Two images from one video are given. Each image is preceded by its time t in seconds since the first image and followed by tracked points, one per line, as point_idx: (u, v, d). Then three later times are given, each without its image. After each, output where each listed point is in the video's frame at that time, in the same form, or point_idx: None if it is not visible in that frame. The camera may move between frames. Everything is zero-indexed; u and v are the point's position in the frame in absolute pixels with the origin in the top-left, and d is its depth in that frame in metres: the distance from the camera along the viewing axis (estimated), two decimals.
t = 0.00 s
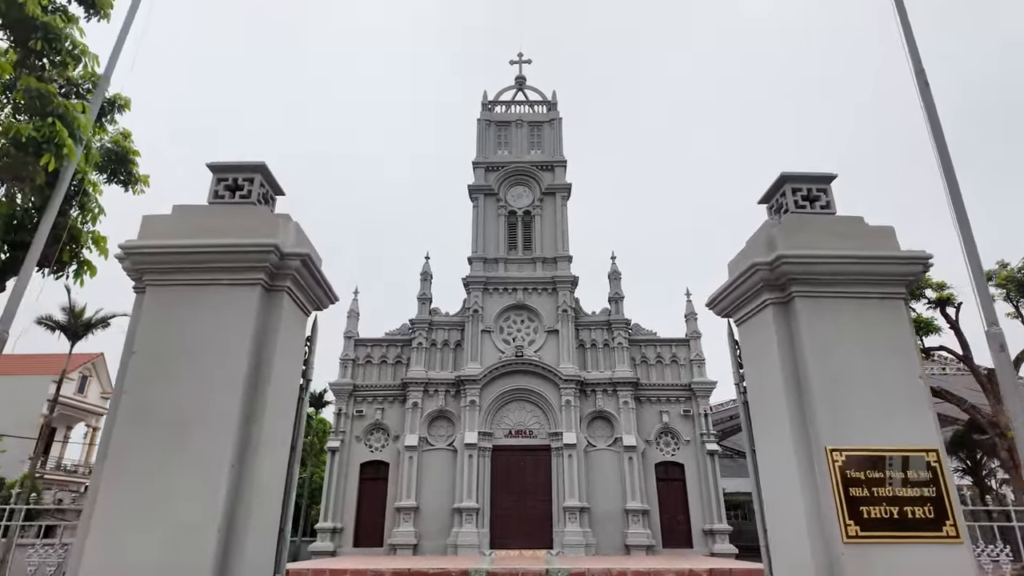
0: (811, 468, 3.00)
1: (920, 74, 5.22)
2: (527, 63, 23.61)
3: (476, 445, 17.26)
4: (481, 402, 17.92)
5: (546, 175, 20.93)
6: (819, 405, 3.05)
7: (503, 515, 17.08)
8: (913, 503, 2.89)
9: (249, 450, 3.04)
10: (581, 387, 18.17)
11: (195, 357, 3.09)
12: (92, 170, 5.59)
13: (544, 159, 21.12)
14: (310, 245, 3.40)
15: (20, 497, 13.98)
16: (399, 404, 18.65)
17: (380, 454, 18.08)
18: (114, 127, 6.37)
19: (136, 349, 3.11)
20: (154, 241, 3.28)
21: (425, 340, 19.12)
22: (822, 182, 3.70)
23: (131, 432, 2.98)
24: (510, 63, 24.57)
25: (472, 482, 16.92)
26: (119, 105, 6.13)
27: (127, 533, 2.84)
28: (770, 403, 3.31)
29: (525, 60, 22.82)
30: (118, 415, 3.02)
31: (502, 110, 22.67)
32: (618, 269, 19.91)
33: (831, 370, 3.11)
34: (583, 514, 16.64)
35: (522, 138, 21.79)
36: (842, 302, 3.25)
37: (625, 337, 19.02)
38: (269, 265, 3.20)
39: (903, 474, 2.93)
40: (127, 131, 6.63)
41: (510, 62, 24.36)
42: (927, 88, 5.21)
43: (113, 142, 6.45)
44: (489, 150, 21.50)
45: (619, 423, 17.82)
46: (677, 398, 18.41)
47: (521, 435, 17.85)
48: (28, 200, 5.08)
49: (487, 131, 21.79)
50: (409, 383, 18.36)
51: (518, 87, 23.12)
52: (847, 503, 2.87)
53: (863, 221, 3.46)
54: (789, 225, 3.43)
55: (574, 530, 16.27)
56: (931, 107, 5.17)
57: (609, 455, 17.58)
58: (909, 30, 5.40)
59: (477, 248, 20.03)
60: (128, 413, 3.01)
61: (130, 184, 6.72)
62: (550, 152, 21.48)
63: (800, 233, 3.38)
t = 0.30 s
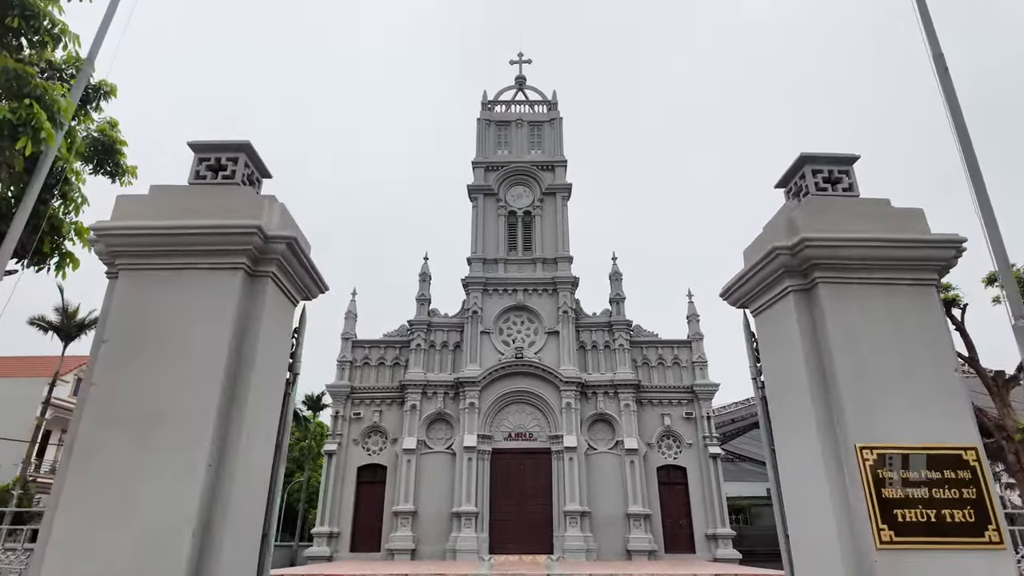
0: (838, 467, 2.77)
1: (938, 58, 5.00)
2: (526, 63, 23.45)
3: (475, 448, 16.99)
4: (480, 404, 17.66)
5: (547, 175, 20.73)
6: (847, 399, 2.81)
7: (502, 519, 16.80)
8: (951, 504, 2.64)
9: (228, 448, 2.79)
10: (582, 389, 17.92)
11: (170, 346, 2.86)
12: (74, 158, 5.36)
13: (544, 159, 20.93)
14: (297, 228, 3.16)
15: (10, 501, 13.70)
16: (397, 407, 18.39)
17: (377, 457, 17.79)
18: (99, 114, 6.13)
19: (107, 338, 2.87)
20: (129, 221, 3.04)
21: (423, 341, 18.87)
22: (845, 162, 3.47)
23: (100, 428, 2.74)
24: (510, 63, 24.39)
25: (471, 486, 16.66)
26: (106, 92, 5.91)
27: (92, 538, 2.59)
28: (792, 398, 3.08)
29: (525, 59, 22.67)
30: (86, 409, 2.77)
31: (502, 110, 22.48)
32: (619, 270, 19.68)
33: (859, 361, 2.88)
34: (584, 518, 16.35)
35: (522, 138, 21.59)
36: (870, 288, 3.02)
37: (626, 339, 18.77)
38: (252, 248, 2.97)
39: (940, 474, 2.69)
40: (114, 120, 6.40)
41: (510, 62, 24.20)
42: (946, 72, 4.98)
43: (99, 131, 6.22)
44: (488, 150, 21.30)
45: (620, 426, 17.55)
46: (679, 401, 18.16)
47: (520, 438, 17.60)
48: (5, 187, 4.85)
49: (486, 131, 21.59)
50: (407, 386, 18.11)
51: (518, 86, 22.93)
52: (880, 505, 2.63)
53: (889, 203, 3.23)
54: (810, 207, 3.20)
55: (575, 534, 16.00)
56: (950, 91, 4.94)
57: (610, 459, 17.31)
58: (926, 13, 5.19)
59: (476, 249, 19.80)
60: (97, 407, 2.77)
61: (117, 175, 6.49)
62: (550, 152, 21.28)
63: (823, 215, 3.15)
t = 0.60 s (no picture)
0: (865, 463, 2.54)
1: (956, 40, 4.79)
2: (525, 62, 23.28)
3: (472, 450, 16.74)
4: (478, 405, 17.41)
5: (546, 174, 20.54)
6: (874, 391, 2.59)
7: (500, 522, 16.54)
8: (991, 506, 2.42)
9: (199, 444, 2.55)
10: (581, 390, 17.69)
11: (138, 333, 2.62)
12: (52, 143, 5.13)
13: (543, 158, 20.73)
14: (278, 207, 2.93)
15: None
16: (393, 408, 18.13)
17: (373, 459, 17.53)
18: (82, 100, 5.90)
19: (68, 325, 2.63)
20: (95, 197, 2.80)
21: (420, 341, 18.61)
22: (866, 140, 3.25)
23: (59, 422, 2.50)
24: (508, 61, 24.22)
25: (468, 488, 16.39)
26: (88, 77, 5.67)
27: (45, 542, 2.35)
28: (812, 392, 2.85)
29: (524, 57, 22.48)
30: (44, 402, 2.53)
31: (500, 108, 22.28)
32: (619, 270, 19.46)
33: (887, 351, 2.65)
34: (583, 521, 16.10)
35: (520, 137, 21.38)
36: (895, 272, 2.79)
37: (626, 339, 18.54)
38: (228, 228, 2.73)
39: (977, 472, 2.46)
40: (97, 106, 6.16)
41: (508, 61, 24.02)
42: (964, 54, 4.77)
43: (81, 118, 5.98)
44: (487, 148, 21.09)
45: (620, 427, 17.30)
46: (680, 402, 17.94)
47: (518, 439, 17.35)
48: None
49: (485, 129, 21.37)
50: (404, 386, 17.85)
51: (516, 85, 22.74)
52: (913, 506, 2.40)
53: (916, 182, 3.01)
54: (832, 184, 2.98)
55: (574, 538, 15.75)
56: (968, 75, 4.73)
57: (609, 461, 17.06)
58: None
59: (474, 248, 19.57)
60: (56, 399, 2.53)
61: (100, 164, 6.26)
62: (549, 151, 21.08)
63: (846, 194, 2.92)
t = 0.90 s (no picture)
0: (898, 462, 2.31)
1: (974, 23, 4.57)
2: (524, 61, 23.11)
3: (470, 453, 16.48)
4: (475, 407, 17.15)
5: (544, 174, 20.34)
6: (907, 381, 2.35)
7: (497, 526, 16.27)
8: None
9: (163, 438, 2.31)
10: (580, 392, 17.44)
11: (99, 319, 2.38)
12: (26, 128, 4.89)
13: (542, 157, 20.53)
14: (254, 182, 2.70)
15: None
16: (389, 410, 17.86)
17: (369, 462, 17.25)
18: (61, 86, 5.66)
19: (23, 310, 2.39)
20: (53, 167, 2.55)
21: (417, 342, 18.35)
22: (889, 115, 3.02)
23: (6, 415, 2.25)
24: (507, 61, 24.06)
25: (466, 492, 16.11)
26: (67, 61, 5.44)
27: None
28: (836, 383, 2.62)
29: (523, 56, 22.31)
30: None
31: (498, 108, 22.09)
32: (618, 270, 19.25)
33: (921, 338, 2.42)
34: (582, 525, 15.84)
35: (519, 136, 21.19)
36: (925, 253, 2.57)
37: (626, 340, 18.29)
38: (198, 203, 2.50)
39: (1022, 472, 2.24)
40: (78, 93, 5.92)
41: (507, 60, 23.87)
42: (982, 37, 4.55)
43: (61, 105, 5.75)
44: (485, 148, 20.89)
45: (620, 429, 17.06)
46: (680, 404, 17.69)
47: (516, 442, 17.09)
48: None
49: (483, 129, 21.17)
50: (400, 388, 17.59)
51: (515, 84, 22.57)
52: (953, 510, 2.17)
53: (945, 158, 2.78)
54: (854, 160, 2.76)
55: (573, 542, 15.49)
56: (987, 58, 4.51)
57: (609, 464, 16.80)
58: None
59: (472, 248, 19.34)
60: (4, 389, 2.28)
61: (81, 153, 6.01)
62: (547, 150, 20.89)
63: (871, 169, 2.70)
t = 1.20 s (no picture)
0: (939, 458, 2.09)
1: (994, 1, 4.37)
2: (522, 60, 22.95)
3: (466, 455, 16.21)
4: (472, 409, 16.90)
5: (542, 173, 20.14)
6: (948, 368, 2.13)
7: (494, 530, 15.98)
8: None
9: (120, 429, 2.07)
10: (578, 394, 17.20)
11: (52, 296, 2.15)
12: None
13: (540, 157, 20.33)
14: (226, 150, 2.47)
15: None
16: (385, 412, 17.60)
17: (364, 465, 16.98)
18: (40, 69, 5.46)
19: None
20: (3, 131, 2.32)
21: (413, 343, 18.10)
22: (916, 85, 2.80)
23: None
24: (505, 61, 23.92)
25: (462, 495, 15.84)
26: (45, 42, 5.24)
27: None
28: (866, 371, 2.39)
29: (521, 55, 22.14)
30: None
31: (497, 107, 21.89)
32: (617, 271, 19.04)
33: (963, 322, 2.20)
34: (581, 529, 15.56)
35: (517, 135, 20.99)
36: (961, 228, 2.35)
37: (625, 341, 18.05)
38: (165, 171, 2.26)
39: None
40: (59, 77, 5.72)
41: (505, 60, 23.73)
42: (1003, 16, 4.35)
43: (40, 89, 5.54)
44: (483, 147, 20.69)
45: (619, 432, 16.81)
46: (680, 406, 17.46)
47: (514, 444, 16.83)
48: None
49: (481, 128, 20.97)
50: (396, 390, 17.33)
51: (513, 83, 22.38)
52: (1002, 510, 1.96)
53: (979, 128, 2.56)
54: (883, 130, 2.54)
55: (572, 546, 15.22)
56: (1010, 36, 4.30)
57: (608, 467, 16.56)
58: None
59: (469, 248, 19.11)
60: None
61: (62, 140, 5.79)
62: (546, 150, 20.70)
63: (900, 139, 2.48)
